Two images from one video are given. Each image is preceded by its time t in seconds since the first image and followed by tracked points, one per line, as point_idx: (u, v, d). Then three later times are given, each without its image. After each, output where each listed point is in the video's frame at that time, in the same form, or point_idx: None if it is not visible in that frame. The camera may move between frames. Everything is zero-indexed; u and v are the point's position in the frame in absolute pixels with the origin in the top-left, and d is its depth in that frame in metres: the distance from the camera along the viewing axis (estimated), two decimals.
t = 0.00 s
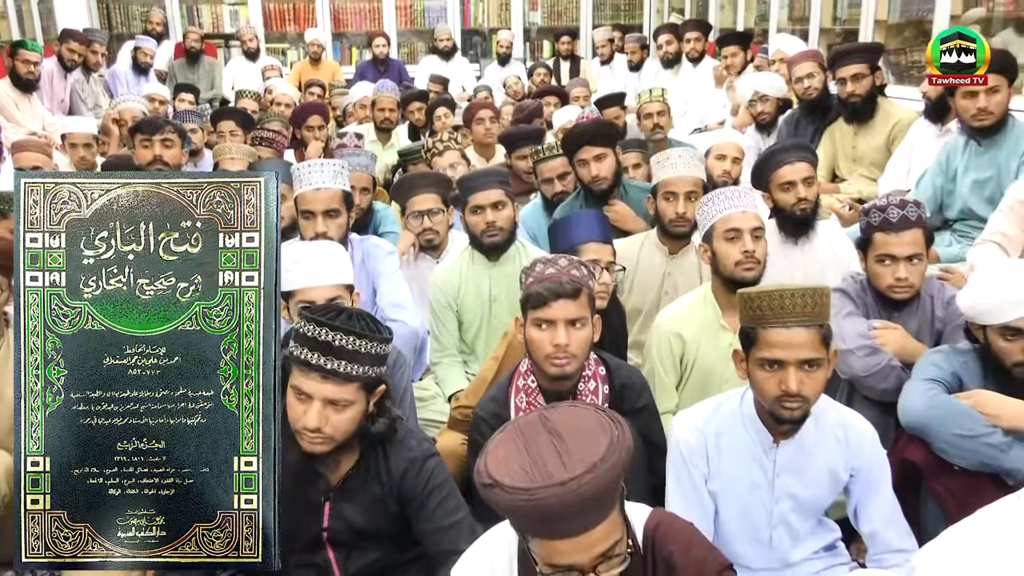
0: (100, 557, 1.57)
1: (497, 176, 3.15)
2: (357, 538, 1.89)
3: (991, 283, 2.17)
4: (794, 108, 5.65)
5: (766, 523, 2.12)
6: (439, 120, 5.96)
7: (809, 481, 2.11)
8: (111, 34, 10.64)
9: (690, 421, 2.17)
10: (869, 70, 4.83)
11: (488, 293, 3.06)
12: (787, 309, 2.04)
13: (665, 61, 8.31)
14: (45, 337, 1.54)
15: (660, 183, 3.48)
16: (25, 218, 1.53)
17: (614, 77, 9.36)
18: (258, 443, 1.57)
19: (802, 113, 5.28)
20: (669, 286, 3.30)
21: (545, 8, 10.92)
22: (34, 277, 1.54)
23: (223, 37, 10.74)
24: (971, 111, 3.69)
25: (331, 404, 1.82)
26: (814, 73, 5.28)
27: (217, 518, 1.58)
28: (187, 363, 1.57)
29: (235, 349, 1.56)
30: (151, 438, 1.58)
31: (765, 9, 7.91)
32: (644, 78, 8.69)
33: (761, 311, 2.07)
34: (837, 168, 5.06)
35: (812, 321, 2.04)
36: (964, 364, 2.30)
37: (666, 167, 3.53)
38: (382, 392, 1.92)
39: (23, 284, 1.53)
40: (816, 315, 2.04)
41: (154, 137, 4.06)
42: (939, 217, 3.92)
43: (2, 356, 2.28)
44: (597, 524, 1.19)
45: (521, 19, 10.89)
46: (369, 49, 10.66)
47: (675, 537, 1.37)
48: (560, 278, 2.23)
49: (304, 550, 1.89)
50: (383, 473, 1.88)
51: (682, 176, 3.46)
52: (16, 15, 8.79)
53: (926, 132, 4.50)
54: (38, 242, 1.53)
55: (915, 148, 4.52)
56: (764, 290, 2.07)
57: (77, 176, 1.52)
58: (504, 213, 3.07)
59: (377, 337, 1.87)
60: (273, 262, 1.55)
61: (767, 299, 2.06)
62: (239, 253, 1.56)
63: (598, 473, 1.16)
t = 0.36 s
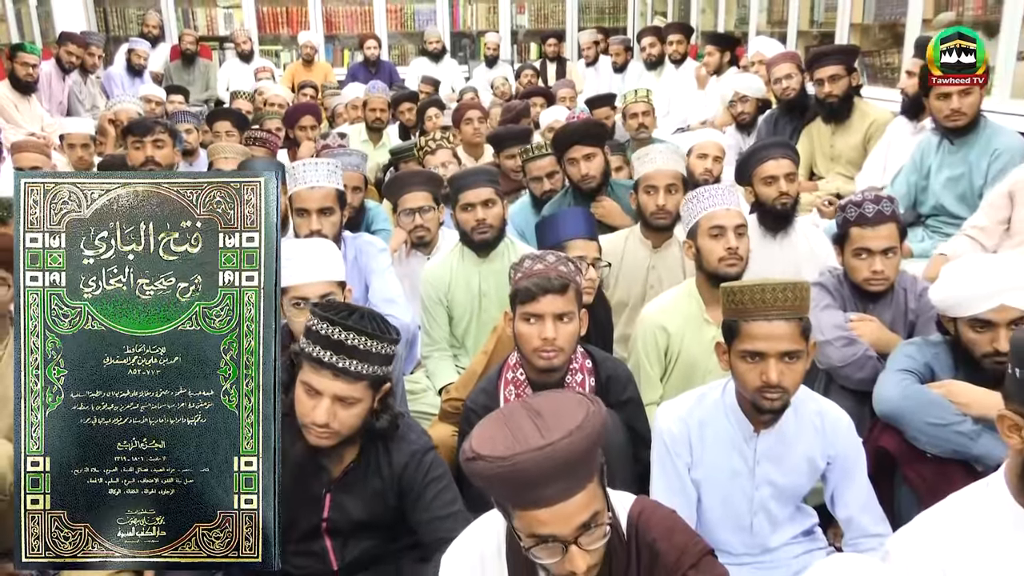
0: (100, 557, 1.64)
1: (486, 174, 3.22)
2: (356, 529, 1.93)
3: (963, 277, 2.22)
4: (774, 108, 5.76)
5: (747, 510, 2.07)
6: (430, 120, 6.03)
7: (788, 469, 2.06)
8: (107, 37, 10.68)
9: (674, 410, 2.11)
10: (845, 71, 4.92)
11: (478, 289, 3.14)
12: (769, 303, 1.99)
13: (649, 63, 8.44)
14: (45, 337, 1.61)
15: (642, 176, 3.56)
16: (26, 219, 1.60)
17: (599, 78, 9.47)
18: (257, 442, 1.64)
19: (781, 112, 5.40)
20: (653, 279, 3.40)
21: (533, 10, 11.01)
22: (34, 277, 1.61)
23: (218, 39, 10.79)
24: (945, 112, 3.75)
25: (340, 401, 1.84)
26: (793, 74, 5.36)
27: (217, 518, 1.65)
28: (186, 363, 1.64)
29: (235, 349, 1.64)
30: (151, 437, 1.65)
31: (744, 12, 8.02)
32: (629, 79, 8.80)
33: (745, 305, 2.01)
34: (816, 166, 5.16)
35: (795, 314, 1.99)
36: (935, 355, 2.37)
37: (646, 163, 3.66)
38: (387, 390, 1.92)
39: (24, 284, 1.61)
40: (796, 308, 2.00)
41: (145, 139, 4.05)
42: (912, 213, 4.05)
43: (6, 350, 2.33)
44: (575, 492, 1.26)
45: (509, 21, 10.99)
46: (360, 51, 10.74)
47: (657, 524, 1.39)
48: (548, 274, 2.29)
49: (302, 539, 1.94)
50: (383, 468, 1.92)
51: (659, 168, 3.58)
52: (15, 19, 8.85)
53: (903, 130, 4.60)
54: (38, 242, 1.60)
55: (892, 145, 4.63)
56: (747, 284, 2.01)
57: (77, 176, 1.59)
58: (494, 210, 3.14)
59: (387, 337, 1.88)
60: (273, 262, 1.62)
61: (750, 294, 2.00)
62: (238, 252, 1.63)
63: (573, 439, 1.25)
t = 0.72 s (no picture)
0: (100, 557, 1.58)
1: (477, 174, 3.22)
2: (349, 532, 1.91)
3: (950, 275, 2.24)
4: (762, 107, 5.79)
5: (735, 507, 2.09)
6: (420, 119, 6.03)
7: (777, 466, 2.07)
8: (96, 36, 10.63)
9: (663, 408, 2.13)
10: (833, 71, 4.95)
11: (469, 287, 3.14)
12: (755, 302, 2.00)
13: (638, 62, 8.46)
14: (45, 337, 1.56)
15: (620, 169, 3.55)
16: (25, 218, 1.55)
17: (589, 77, 9.48)
18: (257, 442, 1.59)
19: (769, 111, 5.44)
20: (636, 273, 3.42)
21: (522, 10, 11.02)
22: (34, 277, 1.55)
23: (207, 39, 10.75)
24: (937, 111, 3.78)
25: (343, 407, 1.81)
26: (781, 73, 5.43)
27: (216, 518, 1.60)
28: (186, 363, 1.59)
29: (235, 349, 1.59)
30: (151, 438, 1.60)
31: (733, 12, 8.05)
32: (618, 78, 8.81)
33: (731, 304, 2.02)
34: (804, 165, 5.19)
35: (781, 313, 2.00)
36: (923, 353, 2.37)
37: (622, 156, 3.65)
38: (389, 397, 1.90)
39: (23, 284, 1.55)
40: (782, 307, 2.01)
41: (131, 139, 4.03)
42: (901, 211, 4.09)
43: None
44: (561, 482, 1.27)
45: (498, 21, 10.99)
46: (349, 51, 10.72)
47: (647, 521, 1.40)
48: (538, 273, 2.30)
49: (296, 540, 1.91)
50: (382, 471, 1.90)
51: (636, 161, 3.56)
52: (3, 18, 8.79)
53: (887, 128, 4.65)
54: (38, 242, 1.55)
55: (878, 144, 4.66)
56: (733, 283, 2.03)
57: (76, 175, 1.54)
58: (485, 210, 3.15)
59: (394, 347, 1.84)
60: (273, 262, 1.57)
61: (736, 293, 2.01)
62: (238, 252, 1.58)
63: (557, 428, 1.27)
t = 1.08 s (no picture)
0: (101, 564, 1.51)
1: (464, 171, 3.22)
2: (337, 534, 1.90)
3: (935, 271, 2.25)
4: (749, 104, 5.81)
5: (723, 503, 2.09)
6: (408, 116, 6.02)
7: (764, 462, 2.07)
8: (81, 33, 10.56)
9: (651, 404, 2.14)
10: (819, 68, 4.97)
11: (456, 285, 3.14)
12: (742, 299, 2.00)
13: (625, 59, 8.47)
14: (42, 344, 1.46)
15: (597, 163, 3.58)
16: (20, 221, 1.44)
17: (577, 74, 9.49)
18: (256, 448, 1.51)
19: (756, 108, 5.47)
20: (619, 267, 3.43)
21: (510, 7, 11.00)
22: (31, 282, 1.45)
23: (193, 36, 10.69)
24: (924, 108, 3.84)
25: (334, 423, 1.74)
26: (768, 70, 5.44)
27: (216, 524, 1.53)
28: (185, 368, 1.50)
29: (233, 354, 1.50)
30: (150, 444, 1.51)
31: (720, 9, 8.07)
32: (606, 75, 8.83)
33: (720, 301, 2.02)
34: (791, 161, 5.21)
35: (766, 309, 2.00)
36: (908, 349, 2.39)
37: (598, 150, 3.69)
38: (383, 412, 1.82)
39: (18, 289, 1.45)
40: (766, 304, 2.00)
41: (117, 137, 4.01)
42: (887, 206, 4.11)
43: None
44: (547, 484, 1.28)
45: (486, 18, 11.00)
46: (337, 48, 10.69)
47: (636, 520, 1.40)
48: (526, 271, 2.30)
49: (285, 541, 1.87)
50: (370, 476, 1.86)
51: (613, 155, 3.60)
52: None
53: (872, 125, 4.67)
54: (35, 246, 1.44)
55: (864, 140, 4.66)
56: (720, 280, 2.03)
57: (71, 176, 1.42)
58: (472, 207, 3.14)
59: (393, 371, 1.75)
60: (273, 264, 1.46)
61: (724, 290, 2.01)
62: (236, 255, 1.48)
63: (540, 432, 1.26)
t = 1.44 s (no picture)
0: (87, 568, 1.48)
1: (446, 166, 3.22)
2: (321, 531, 1.90)
3: (917, 262, 2.27)
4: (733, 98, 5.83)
5: (708, 494, 2.10)
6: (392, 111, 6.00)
7: (748, 454, 2.08)
8: (60, 28, 10.45)
9: (636, 397, 2.14)
10: (803, 62, 4.99)
11: (440, 280, 3.14)
12: (733, 290, 2.00)
13: (609, 53, 8.48)
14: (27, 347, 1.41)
15: (566, 156, 3.59)
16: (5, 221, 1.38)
17: (561, 69, 9.48)
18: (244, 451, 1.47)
19: (740, 102, 5.49)
20: (597, 257, 3.43)
21: (494, 2, 10.99)
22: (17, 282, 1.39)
23: (175, 30, 10.59)
24: (901, 103, 3.86)
25: (327, 445, 1.72)
26: (752, 65, 5.45)
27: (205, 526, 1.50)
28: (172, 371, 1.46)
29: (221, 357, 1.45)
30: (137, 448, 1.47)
31: (704, 4, 8.09)
32: (589, 70, 8.84)
33: (710, 292, 2.02)
34: (774, 155, 5.23)
35: (755, 301, 2.00)
36: (890, 341, 2.41)
37: (568, 143, 3.66)
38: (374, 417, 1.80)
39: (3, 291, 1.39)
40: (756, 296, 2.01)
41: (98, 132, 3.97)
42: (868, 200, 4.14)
43: None
44: (528, 478, 1.28)
45: (470, 13, 10.98)
46: (320, 43, 10.64)
47: (619, 513, 1.40)
48: (512, 265, 2.29)
49: (269, 538, 1.87)
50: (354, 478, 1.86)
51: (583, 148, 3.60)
52: None
53: (854, 119, 4.69)
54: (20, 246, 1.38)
55: (848, 134, 4.68)
56: (711, 272, 2.03)
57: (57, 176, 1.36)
58: (453, 202, 3.14)
59: (389, 399, 1.68)
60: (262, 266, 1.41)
61: (715, 280, 2.01)
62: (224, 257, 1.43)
63: (521, 427, 1.26)
